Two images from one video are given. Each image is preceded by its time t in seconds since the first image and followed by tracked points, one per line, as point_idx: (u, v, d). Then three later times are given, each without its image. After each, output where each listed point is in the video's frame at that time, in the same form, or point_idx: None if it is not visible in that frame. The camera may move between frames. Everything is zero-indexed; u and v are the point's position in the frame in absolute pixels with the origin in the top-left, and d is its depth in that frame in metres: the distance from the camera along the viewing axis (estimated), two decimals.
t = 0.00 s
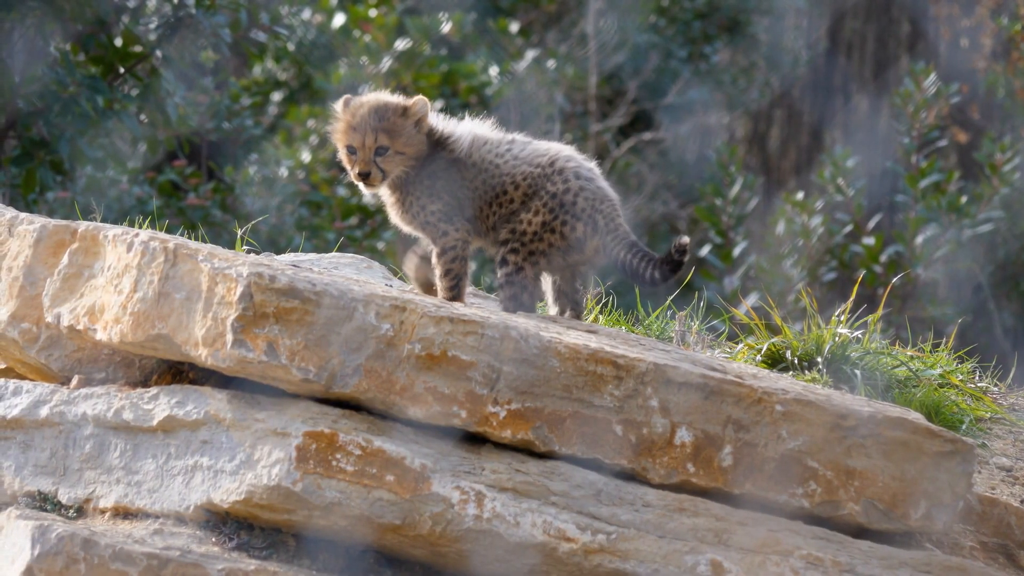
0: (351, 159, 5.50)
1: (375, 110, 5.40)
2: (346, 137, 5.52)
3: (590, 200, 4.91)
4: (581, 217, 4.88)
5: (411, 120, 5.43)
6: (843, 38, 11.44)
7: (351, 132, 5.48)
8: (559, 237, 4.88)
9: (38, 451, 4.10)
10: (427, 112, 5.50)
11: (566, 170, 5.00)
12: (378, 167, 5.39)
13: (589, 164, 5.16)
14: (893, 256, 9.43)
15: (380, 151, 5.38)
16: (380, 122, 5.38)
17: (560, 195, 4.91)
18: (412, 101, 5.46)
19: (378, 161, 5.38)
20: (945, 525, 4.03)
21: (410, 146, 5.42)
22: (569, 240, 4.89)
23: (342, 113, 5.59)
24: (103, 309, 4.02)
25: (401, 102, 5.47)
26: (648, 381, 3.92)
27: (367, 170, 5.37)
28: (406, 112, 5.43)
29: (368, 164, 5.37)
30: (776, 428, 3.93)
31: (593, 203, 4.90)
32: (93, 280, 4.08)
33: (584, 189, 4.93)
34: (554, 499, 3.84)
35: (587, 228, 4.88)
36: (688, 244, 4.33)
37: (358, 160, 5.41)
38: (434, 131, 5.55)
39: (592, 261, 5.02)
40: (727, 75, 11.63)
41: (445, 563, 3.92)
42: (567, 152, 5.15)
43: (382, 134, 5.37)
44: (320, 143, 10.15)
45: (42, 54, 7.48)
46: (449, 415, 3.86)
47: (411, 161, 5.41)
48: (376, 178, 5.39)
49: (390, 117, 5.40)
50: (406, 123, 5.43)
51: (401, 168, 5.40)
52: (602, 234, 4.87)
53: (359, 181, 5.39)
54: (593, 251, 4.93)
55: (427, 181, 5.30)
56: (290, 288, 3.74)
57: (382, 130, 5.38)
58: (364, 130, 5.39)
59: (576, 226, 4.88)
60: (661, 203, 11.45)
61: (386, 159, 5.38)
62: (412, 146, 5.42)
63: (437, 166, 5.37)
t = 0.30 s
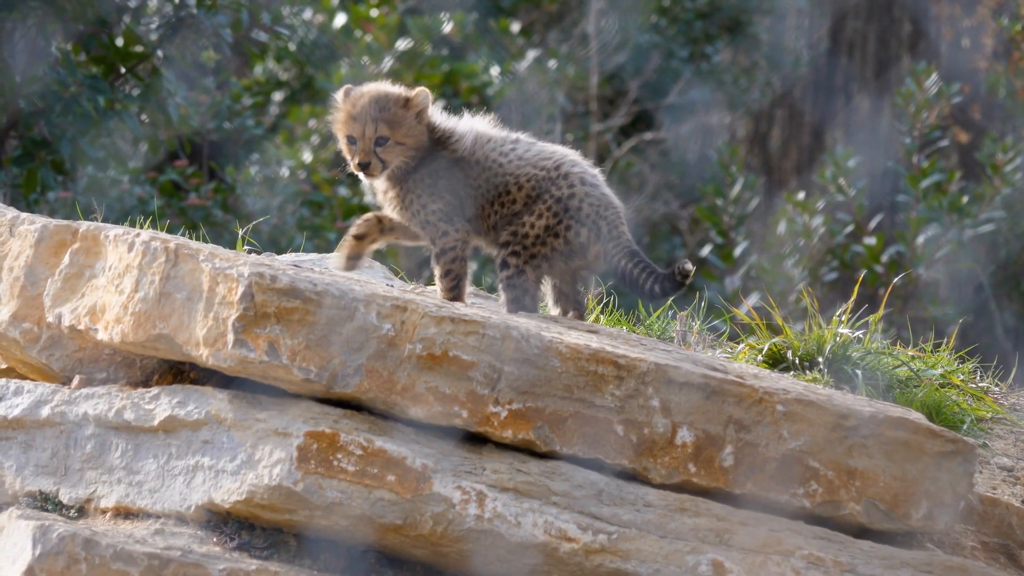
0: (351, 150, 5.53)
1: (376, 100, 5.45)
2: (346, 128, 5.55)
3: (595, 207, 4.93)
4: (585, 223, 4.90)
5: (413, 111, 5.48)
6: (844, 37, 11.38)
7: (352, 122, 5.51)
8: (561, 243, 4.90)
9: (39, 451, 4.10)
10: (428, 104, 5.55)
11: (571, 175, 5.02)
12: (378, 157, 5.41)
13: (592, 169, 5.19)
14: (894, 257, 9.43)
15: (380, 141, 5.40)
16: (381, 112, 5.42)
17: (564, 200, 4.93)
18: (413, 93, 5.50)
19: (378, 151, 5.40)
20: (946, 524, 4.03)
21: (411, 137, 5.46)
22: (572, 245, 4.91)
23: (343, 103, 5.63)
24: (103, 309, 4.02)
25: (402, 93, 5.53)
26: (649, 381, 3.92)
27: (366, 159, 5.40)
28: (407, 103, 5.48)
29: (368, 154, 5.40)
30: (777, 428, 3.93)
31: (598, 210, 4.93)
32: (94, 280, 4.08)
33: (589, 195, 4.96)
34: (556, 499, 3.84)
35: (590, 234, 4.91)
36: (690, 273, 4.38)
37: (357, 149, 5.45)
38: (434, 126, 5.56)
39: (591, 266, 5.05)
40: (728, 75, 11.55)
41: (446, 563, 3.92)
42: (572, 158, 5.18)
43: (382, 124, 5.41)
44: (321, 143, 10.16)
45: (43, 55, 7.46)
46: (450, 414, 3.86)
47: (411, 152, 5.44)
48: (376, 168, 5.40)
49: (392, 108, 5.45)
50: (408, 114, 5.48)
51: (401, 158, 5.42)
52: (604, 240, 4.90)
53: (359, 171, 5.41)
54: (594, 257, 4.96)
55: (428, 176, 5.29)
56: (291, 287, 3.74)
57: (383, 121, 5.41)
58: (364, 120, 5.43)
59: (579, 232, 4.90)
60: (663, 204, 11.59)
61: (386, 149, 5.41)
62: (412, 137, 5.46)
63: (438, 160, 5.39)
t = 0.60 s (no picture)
0: (356, 141, 5.55)
1: (384, 90, 5.50)
2: (352, 118, 5.58)
3: (600, 200, 4.98)
4: (590, 216, 4.95)
5: (420, 102, 5.53)
6: (846, 37, 11.41)
7: (357, 112, 5.54)
8: (566, 236, 4.92)
9: (43, 451, 4.10)
10: (433, 97, 5.61)
11: (575, 169, 5.07)
12: (384, 146, 5.44)
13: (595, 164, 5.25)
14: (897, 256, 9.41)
15: (387, 131, 5.45)
16: (388, 102, 5.47)
17: (568, 193, 4.98)
18: (421, 84, 5.56)
19: (385, 141, 5.44)
20: (950, 524, 4.03)
21: (417, 127, 5.51)
22: (577, 238, 4.93)
23: (349, 94, 5.66)
24: (107, 309, 4.01)
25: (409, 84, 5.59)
26: (652, 381, 3.92)
27: (373, 148, 5.42)
28: (415, 94, 5.53)
29: (374, 144, 5.42)
30: (781, 428, 3.93)
31: (602, 203, 4.98)
32: (98, 280, 4.08)
33: (593, 188, 5.01)
34: (559, 499, 3.85)
35: (595, 226, 4.95)
36: (690, 262, 4.31)
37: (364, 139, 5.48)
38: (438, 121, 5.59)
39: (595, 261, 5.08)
40: (731, 75, 11.72)
41: (450, 563, 3.92)
42: (574, 152, 5.23)
43: (389, 114, 5.46)
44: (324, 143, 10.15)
45: (47, 55, 7.45)
46: (453, 414, 3.86)
47: (417, 142, 5.49)
48: (382, 157, 5.41)
49: (399, 98, 5.50)
50: (415, 105, 5.53)
51: (407, 148, 5.46)
52: (607, 232, 4.95)
53: (365, 159, 5.42)
54: (598, 250, 4.99)
55: (433, 169, 5.29)
56: (295, 288, 3.74)
57: (390, 111, 5.46)
58: (370, 110, 5.47)
59: (584, 225, 4.93)
60: (666, 203, 11.50)
61: (392, 139, 5.45)
62: (418, 128, 5.51)
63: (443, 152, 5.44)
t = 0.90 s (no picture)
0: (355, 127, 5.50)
1: (384, 77, 5.44)
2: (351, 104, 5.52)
3: (598, 198, 5.05)
4: (589, 213, 5.01)
5: (420, 89, 5.47)
6: (849, 37, 11.31)
7: (356, 99, 5.48)
8: (566, 234, 4.97)
9: (45, 451, 4.10)
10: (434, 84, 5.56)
11: (574, 167, 5.14)
12: (383, 134, 5.40)
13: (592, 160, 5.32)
14: (900, 256, 9.37)
15: (386, 119, 5.40)
16: (388, 90, 5.41)
17: (567, 191, 5.03)
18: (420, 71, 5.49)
19: (384, 129, 5.40)
20: (952, 525, 4.03)
21: (416, 115, 5.47)
22: (577, 236, 4.98)
23: (349, 79, 5.59)
24: (109, 310, 4.01)
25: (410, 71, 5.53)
26: (654, 381, 3.92)
27: (372, 137, 5.37)
28: (416, 81, 5.47)
29: (374, 131, 5.38)
30: (783, 428, 3.93)
31: (601, 201, 5.05)
32: (100, 281, 4.08)
33: (591, 186, 5.08)
34: (561, 499, 3.85)
35: (594, 224, 5.01)
36: (665, 261, 4.66)
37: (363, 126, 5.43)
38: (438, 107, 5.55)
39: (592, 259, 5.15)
40: (733, 75, 11.70)
41: (452, 563, 3.92)
42: (571, 149, 5.30)
43: (389, 102, 5.41)
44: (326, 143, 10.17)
45: (49, 54, 7.46)
46: (455, 415, 3.86)
47: (416, 131, 5.45)
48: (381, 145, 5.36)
49: (401, 85, 5.44)
50: (416, 92, 5.47)
51: (407, 136, 5.43)
52: (605, 230, 5.02)
53: (364, 147, 5.38)
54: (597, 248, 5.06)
55: (434, 160, 5.28)
56: (297, 288, 3.74)
57: (390, 99, 5.41)
58: (370, 97, 5.41)
59: (583, 222, 4.99)
60: (668, 204, 11.71)
61: (392, 127, 5.41)
62: (417, 115, 5.47)
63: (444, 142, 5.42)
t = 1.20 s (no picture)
0: (338, 130, 5.42)
1: (367, 81, 5.34)
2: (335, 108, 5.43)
3: (592, 192, 5.13)
4: (584, 208, 5.09)
5: (404, 92, 5.38)
6: (851, 38, 11.37)
7: (340, 103, 5.39)
8: (563, 231, 5.05)
9: (47, 451, 4.09)
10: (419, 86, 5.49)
11: (566, 163, 5.22)
12: (366, 139, 5.31)
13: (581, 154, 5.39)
14: (902, 256, 9.36)
15: (370, 123, 5.31)
16: (371, 94, 5.31)
17: (563, 187, 5.11)
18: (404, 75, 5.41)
19: (367, 133, 5.30)
20: (954, 524, 4.03)
21: (400, 119, 5.38)
22: (574, 232, 5.06)
23: (333, 81, 5.50)
24: (112, 310, 4.01)
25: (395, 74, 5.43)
26: (657, 381, 3.92)
27: (355, 141, 5.29)
28: (401, 85, 5.39)
29: (357, 135, 5.30)
30: (786, 428, 3.93)
31: (595, 195, 5.12)
32: (103, 281, 4.08)
33: (584, 181, 5.16)
34: (564, 499, 3.85)
35: (590, 218, 5.09)
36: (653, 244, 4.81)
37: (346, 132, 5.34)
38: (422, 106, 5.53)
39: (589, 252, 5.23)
40: (735, 74, 11.62)
41: (454, 564, 3.92)
42: (558, 143, 5.37)
43: (372, 106, 5.31)
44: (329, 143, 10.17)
45: (53, 54, 7.52)
46: (458, 415, 3.86)
47: (400, 134, 5.37)
48: (363, 149, 5.29)
49: (384, 88, 5.35)
50: (399, 95, 5.38)
51: (391, 140, 5.35)
52: (600, 223, 5.10)
53: (347, 152, 5.30)
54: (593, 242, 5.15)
55: (424, 159, 5.27)
56: (300, 288, 3.75)
57: (373, 102, 5.30)
58: (354, 101, 5.32)
59: (581, 219, 5.08)
60: (670, 204, 11.71)
61: (375, 131, 5.31)
62: (400, 119, 5.38)
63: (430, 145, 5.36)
